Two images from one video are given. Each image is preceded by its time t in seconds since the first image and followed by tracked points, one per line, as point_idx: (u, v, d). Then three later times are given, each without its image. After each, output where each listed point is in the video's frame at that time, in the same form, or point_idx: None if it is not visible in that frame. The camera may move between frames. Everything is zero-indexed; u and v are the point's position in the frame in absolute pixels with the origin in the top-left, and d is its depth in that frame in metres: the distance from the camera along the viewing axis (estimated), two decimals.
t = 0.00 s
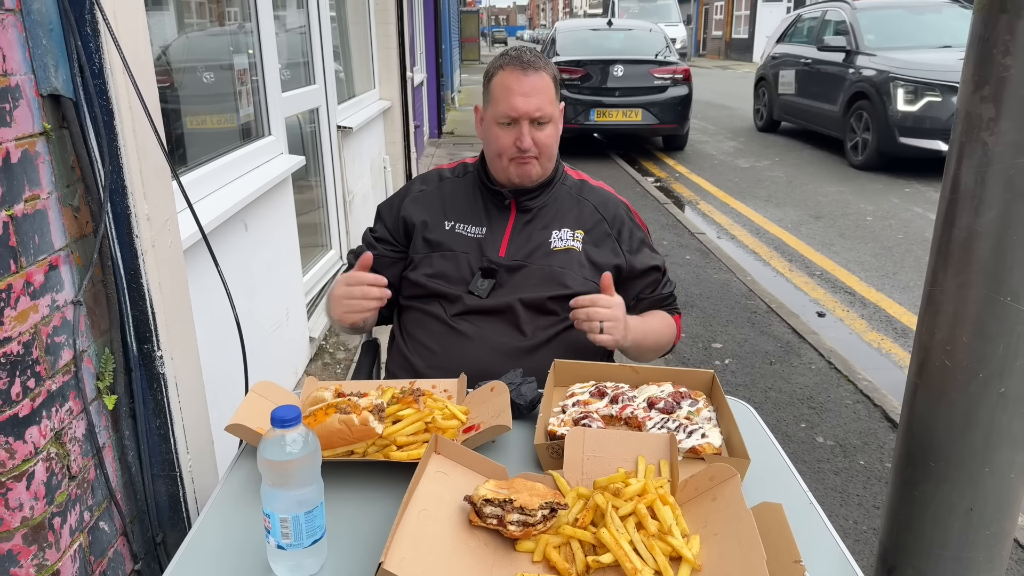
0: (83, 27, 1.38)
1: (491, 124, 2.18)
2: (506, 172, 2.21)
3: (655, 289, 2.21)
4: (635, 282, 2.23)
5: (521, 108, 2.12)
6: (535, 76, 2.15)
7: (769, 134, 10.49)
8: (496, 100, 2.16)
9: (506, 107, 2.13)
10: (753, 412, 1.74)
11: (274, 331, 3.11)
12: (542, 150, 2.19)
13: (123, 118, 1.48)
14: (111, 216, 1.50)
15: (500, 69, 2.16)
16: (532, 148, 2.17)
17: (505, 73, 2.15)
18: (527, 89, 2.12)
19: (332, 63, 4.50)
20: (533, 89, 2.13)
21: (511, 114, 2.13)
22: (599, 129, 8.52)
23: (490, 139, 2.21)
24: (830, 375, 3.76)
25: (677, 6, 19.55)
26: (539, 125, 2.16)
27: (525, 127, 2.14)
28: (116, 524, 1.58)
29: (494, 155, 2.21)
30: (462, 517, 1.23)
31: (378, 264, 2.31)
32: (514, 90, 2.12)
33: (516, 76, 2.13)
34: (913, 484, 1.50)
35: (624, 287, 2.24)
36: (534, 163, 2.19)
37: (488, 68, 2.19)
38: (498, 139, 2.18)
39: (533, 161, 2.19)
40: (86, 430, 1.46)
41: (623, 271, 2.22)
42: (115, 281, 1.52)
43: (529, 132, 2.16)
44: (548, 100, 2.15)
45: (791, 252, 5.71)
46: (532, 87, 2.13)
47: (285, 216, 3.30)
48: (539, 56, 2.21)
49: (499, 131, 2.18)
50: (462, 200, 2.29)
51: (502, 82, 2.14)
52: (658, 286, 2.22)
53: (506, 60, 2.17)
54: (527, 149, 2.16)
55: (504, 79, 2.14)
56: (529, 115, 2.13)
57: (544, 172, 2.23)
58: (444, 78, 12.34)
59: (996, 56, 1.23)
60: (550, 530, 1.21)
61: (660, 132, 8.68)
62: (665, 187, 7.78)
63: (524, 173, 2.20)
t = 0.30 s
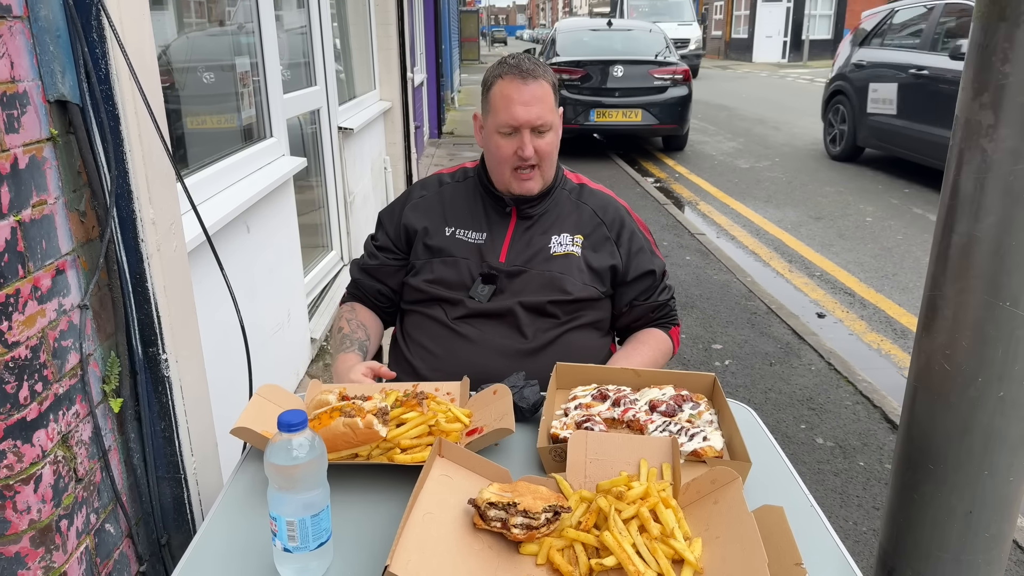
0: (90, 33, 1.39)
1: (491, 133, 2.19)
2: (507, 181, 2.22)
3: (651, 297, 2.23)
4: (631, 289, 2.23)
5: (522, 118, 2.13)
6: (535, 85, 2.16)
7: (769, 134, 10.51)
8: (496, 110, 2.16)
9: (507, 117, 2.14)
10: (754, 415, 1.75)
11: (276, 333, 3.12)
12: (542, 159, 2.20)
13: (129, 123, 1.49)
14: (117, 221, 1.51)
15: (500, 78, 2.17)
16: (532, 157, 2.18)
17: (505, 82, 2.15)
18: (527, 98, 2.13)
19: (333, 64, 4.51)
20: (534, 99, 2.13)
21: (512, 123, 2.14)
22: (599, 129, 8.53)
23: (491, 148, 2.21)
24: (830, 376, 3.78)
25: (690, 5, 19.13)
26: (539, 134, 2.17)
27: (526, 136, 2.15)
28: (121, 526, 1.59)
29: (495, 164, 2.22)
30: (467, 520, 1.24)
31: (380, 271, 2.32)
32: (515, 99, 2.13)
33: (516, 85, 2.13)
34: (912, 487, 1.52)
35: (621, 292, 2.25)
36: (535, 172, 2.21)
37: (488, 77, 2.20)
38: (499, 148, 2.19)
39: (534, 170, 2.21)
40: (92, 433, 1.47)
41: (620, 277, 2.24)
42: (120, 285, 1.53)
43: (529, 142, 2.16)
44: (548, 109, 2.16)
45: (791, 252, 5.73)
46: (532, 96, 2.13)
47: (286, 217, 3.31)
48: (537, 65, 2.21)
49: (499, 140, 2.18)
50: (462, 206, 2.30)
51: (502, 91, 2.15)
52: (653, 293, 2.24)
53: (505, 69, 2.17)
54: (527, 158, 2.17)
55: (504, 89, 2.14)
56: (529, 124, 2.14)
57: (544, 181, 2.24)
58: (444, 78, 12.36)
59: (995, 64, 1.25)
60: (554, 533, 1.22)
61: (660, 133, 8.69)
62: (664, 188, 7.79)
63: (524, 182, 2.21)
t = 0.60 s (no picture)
0: (97, 36, 1.40)
1: (491, 122, 2.26)
2: (503, 171, 2.25)
3: (651, 297, 2.24)
4: (631, 289, 2.25)
5: (518, 105, 2.20)
6: (537, 77, 2.23)
7: (768, 135, 10.52)
8: (497, 97, 2.24)
9: (505, 104, 2.22)
10: (756, 416, 1.76)
11: (278, 333, 3.13)
12: (538, 150, 2.22)
13: (136, 126, 1.50)
14: (123, 223, 1.52)
15: (504, 70, 2.26)
16: (527, 146, 2.21)
17: (508, 72, 2.24)
18: (527, 87, 2.21)
19: (334, 65, 4.52)
20: (533, 88, 2.21)
21: (510, 109, 2.21)
22: (599, 129, 8.53)
23: (490, 137, 2.27)
24: (830, 376, 3.79)
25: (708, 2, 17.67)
26: (536, 124, 2.22)
27: (522, 123, 2.20)
28: (127, 526, 1.60)
29: (492, 153, 2.26)
30: (471, 521, 1.25)
31: (385, 269, 2.33)
32: (515, 87, 2.21)
33: (517, 75, 2.22)
34: (913, 487, 1.53)
35: (621, 292, 2.26)
36: (530, 163, 2.22)
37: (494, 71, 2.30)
38: (496, 135, 2.24)
39: (529, 161, 2.23)
40: (98, 434, 1.48)
41: (620, 278, 2.25)
42: (126, 286, 1.54)
43: (525, 130, 2.21)
44: (547, 100, 2.22)
45: (791, 253, 5.74)
46: (532, 86, 2.21)
47: (288, 219, 3.32)
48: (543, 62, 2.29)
49: (497, 128, 2.24)
50: (466, 205, 2.31)
51: (504, 81, 2.23)
52: (653, 293, 2.25)
53: (510, 62, 2.27)
54: (522, 146, 2.20)
55: (506, 78, 2.23)
56: (526, 112, 2.20)
57: (539, 175, 2.25)
58: (444, 79, 12.42)
59: (996, 68, 1.26)
60: (558, 533, 1.23)
61: (660, 133, 8.70)
62: (665, 188, 7.80)
63: (518, 172, 2.23)
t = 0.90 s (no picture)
0: (102, 40, 1.40)
1: (485, 129, 2.26)
2: (495, 178, 2.25)
3: (651, 298, 2.25)
4: (631, 290, 2.26)
5: (508, 115, 2.18)
6: (530, 85, 2.20)
7: (769, 135, 10.55)
8: (490, 105, 2.23)
9: (496, 113, 2.20)
10: (757, 418, 1.77)
11: (279, 334, 3.14)
12: (528, 159, 2.21)
13: (141, 130, 1.51)
14: (128, 226, 1.53)
15: (499, 77, 2.24)
16: (517, 155, 2.20)
17: (501, 80, 2.22)
18: (517, 96, 2.18)
19: (335, 66, 4.53)
20: (524, 97, 2.18)
21: (500, 119, 2.19)
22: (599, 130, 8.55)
23: (485, 144, 2.28)
24: (830, 377, 3.80)
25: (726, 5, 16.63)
26: (526, 133, 2.20)
27: (512, 133, 2.19)
28: (132, 527, 1.61)
29: (487, 160, 2.28)
30: (475, 522, 1.26)
31: (387, 272, 2.34)
32: (506, 96, 2.19)
33: (509, 83, 2.20)
34: (913, 489, 1.54)
35: (622, 293, 2.27)
36: (520, 172, 2.22)
37: (492, 76, 2.28)
38: (489, 143, 2.25)
39: (519, 170, 2.22)
40: (103, 435, 1.49)
41: (620, 279, 2.26)
42: (131, 289, 1.55)
43: (515, 139, 2.20)
44: (539, 109, 2.19)
45: (791, 254, 5.75)
46: (523, 95, 2.18)
47: (290, 220, 3.33)
48: (539, 66, 2.25)
49: (490, 136, 2.24)
50: (467, 207, 2.32)
51: (497, 89, 2.22)
52: (654, 294, 2.26)
53: (505, 68, 2.24)
54: (511, 155, 2.19)
55: (500, 86, 2.21)
56: (516, 121, 2.18)
57: (532, 182, 2.25)
58: (444, 79, 12.43)
59: (995, 73, 1.27)
60: (561, 534, 1.24)
61: (660, 134, 8.71)
62: (665, 189, 7.80)
63: (509, 181, 2.23)
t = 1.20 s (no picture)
0: (107, 43, 1.41)
1: (484, 142, 2.25)
2: (495, 188, 2.26)
3: (653, 300, 2.26)
4: (632, 292, 2.27)
5: (506, 133, 2.16)
6: (529, 102, 2.17)
7: (769, 136, 10.57)
8: (488, 120, 2.20)
9: (495, 130, 2.18)
10: (757, 418, 1.77)
11: (281, 335, 3.15)
12: (528, 174, 2.21)
13: (145, 132, 1.51)
14: (132, 227, 1.54)
15: (497, 90, 2.20)
16: (516, 171, 2.19)
17: (500, 96, 2.18)
18: (516, 115, 2.15)
19: (337, 68, 4.55)
20: (522, 116, 2.14)
21: (499, 136, 2.17)
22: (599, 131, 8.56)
23: (484, 156, 2.27)
24: (831, 378, 3.80)
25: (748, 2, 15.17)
26: (525, 150, 2.18)
27: (511, 150, 2.18)
28: (135, 527, 1.62)
29: (486, 172, 2.28)
30: (478, 522, 1.27)
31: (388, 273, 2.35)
32: (505, 115, 2.16)
33: (508, 101, 2.16)
34: (913, 489, 1.55)
35: (623, 295, 2.28)
36: (518, 188, 2.22)
37: (490, 88, 2.24)
38: (488, 157, 2.24)
39: (517, 186, 2.22)
40: (108, 436, 1.50)
41: (621, 281, 2.27)
42: (135, 290, 1.56)
43: (514, 156, 2.19)
44: (538, 127, 2.16)
45: (791, 254, 5.76)
46: (522, 113, 2.15)
47: (291, 220, 3.34)
48: (538, 80, 2.21)
49: (490, 150, 2.23)
50: (468, 211, 2.33)
51: (496, 105, 2.18)
52: (654, 296, 2.27)
53: (503, 82, 2.20)
54: (510, 172, 2.19)
55: (498, 103, 2.18)
56: (515, 140, 2.16)
57: (531, 194, 2.25)
58: (444, 80, 12.46)
59: (995, 76, 1.28)
60: (563, 534, 1.25)
61: (660, 135, 8.72)
62: (665, 190, 7.81)
63: (508, 194, 2.23)
